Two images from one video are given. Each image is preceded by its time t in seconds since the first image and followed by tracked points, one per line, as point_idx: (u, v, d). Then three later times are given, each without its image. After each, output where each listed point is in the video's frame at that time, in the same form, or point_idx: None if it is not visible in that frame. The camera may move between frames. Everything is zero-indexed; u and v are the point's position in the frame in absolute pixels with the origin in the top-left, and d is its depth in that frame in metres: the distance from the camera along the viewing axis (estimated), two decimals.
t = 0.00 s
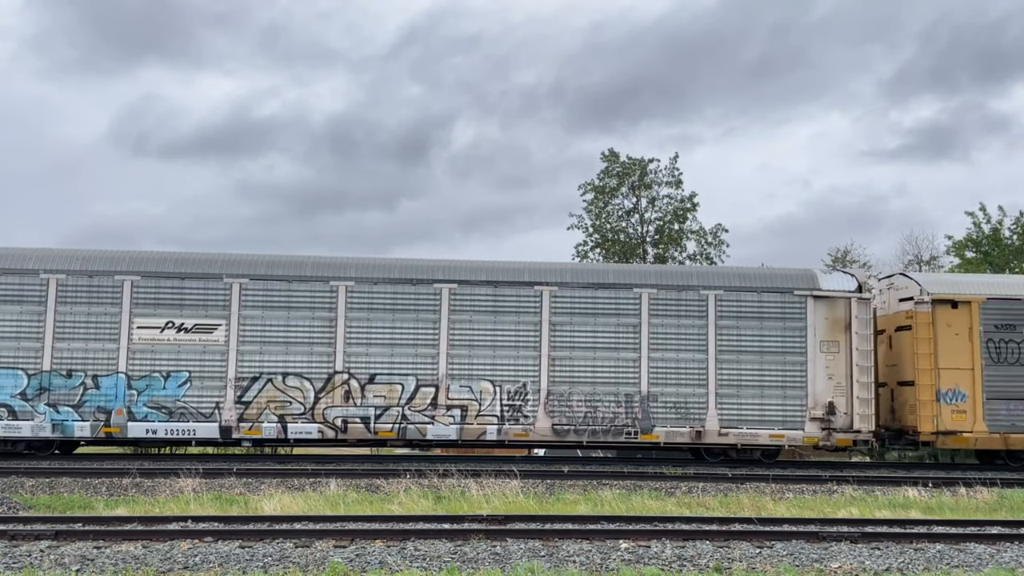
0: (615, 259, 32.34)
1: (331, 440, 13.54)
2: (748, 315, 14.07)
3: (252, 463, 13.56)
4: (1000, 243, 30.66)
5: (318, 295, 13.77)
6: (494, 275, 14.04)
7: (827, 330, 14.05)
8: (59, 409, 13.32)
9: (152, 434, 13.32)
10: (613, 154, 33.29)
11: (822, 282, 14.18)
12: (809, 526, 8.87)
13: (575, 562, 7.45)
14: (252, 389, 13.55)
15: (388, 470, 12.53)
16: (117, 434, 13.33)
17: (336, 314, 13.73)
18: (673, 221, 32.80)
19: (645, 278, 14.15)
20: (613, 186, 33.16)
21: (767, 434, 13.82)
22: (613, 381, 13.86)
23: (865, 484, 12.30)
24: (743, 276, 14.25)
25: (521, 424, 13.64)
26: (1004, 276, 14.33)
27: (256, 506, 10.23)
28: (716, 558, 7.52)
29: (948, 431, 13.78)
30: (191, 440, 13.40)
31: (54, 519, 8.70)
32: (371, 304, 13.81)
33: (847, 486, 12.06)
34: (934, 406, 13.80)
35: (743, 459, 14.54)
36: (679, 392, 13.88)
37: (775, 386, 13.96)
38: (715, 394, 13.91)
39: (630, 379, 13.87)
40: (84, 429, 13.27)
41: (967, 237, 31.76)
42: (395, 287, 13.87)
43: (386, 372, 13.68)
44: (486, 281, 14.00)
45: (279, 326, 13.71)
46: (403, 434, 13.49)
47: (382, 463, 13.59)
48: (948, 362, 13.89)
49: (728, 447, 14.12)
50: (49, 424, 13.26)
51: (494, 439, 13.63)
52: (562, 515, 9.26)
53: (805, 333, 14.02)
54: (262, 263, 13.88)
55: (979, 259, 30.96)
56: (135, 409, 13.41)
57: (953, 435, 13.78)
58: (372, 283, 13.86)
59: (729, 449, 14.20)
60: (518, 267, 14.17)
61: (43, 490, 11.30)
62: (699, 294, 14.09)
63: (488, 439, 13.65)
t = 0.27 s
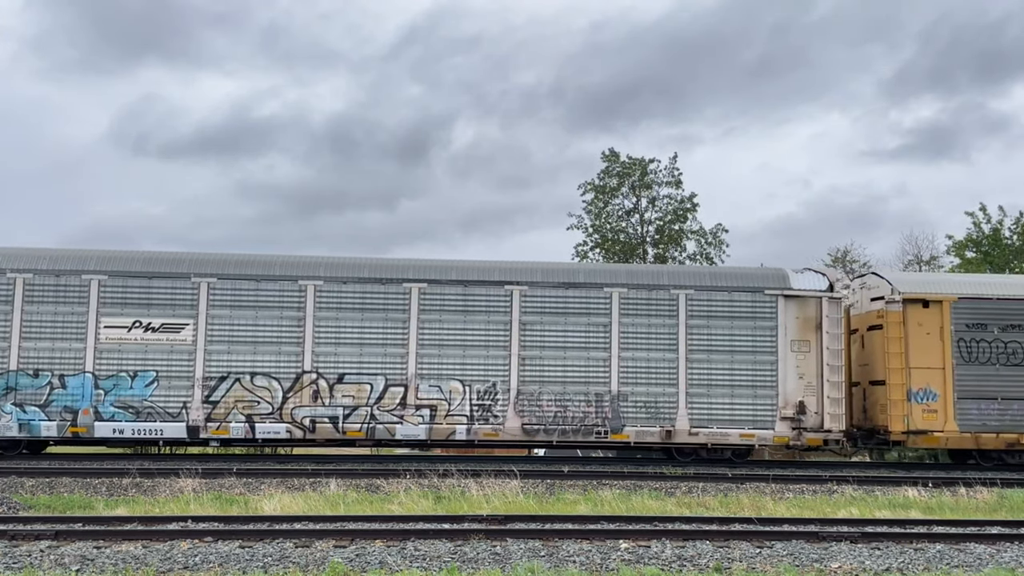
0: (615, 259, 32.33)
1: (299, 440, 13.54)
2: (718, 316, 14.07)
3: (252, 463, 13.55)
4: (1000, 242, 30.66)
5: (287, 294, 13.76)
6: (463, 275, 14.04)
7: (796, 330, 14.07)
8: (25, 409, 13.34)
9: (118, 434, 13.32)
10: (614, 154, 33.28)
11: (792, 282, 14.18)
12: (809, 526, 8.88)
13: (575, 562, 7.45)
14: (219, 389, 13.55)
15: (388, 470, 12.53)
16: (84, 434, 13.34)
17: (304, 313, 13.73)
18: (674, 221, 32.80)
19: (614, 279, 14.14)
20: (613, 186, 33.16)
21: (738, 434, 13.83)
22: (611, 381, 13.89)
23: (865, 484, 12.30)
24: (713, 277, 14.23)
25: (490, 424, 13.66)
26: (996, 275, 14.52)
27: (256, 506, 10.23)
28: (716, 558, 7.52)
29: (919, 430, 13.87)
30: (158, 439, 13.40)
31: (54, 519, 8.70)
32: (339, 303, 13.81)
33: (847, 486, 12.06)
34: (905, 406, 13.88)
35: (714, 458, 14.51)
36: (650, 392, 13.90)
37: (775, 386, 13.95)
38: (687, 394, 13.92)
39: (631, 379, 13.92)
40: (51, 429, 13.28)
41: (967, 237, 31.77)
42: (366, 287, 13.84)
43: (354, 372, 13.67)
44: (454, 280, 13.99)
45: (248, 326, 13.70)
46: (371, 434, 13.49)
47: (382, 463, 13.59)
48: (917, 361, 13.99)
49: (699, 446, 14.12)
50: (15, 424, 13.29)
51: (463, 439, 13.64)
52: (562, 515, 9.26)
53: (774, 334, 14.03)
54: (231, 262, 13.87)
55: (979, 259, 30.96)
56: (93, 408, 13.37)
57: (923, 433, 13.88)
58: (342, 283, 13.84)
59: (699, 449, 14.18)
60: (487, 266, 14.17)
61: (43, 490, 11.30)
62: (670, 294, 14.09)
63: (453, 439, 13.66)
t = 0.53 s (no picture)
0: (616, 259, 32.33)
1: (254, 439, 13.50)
2: (687, 315, 14.07)
3: (252, 463, 13.56)
4: (1001, 242, 30.66)
5: (245, 292, 13.72)
6: (420, 273, 14.05)
7: (767, 329, 14.07)
8: None
9: (78, 434, 13.21)
10: (615, 154, 33.26)
11: (762, 280, 14.23)
12: (809, 526, 8.88)
13: (575, 562, 7.46)
14: (177, 389, 13.43)
15: (388, 470, 12.53)
16: (43, 434, 13.23)
17: (263, 311, 13.69)
18: (675, 221, 32.80)
19: (582, 278, 14.16)
20: (615, 186, 33.17)
21: (711, 432, 13.83)
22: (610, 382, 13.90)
23: (865, 484, 12.31)
24: (683, 276, 14.26)
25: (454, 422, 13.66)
26: (997, 274, 14.53)
27: (256, 506, 10.24)
28: (716, 558, 7.53)
29: (893, 429, 13.82)
30: (117, 439, 13.32)
31: (54, 519, 8.71)
32: (298, 301, 13.77)
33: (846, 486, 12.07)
34: (878, 405, 13.89)
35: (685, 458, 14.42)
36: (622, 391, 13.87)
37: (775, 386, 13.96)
38: (658, 393, 13.92)
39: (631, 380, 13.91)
40: (9, 428, 13.19)
41: (967, 237, 31.77)
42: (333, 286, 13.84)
43: (315, 372, 13.64)
44: (412, 278, 13.99)
45: (205, 324, 13.62)
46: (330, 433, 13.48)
47: (383, 463, 13.59)
48: (889, 360, 14.02)
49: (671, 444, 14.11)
50: None
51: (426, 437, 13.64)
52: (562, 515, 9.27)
53: (746, 333, 14.05)
54: (189, 261, 13.81)
55: (979, 259, 30.96)
56: (52, 411, 13.27)
57: (898, 433, 13.83)
58: (305, 281, 13.83)
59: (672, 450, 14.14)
60: (445, 265, 14.18)
61: (43, 490, 11.31)
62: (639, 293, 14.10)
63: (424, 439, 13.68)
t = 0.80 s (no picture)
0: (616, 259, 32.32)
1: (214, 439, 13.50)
2: (653, 314, 14.07)
3: (252, 463, 13.54)
4: (1001, 242, 30.66)
5: (207, 291, 13.72)
6: (384, 272, 14.07)
7: (732, 329, 14.07)
8: None
9: (39, 433, 13.23)
10: (615, 154, 33.25)
11: (727, 279, 14.22)
12: (809, 526, 8.87)
13: (575, 562, 7.45)
14: (137, 389, 13.42)
15: (388, 470, 12.52)
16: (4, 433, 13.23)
17: (225, 310, 13.69)
18: (675, 221, 32.80)
19: (547, 277, 14.16)
20: (615, 187, 33.17)
21: (675, 431, 13.80)
22: (610, 382, 13.90)
23: (865, 484, 12.30)
24: (648, 275, 14.25)
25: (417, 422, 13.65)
26: (997, 273, 14.52)
27: (256, 506, 10.23)
28: (716, 559, 7.52)
29: (858, 428, 13.83)
30: (77, 438, 13.32)
31: (54, 519, 8.70)
32: (260, 301, 13.77)
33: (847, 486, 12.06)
34: (843, 404, 13.90)
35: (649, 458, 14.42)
36: (587, 391, 13.86)
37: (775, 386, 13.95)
38: (623, 392, 13.90)
39: (631, 380, 13.93)
40: None
41: (967, 237, 31.76)
42: (295, 285, 13.85)
43: (277, 371, 13.64)
44: (375, 277, 14.01)
45: (166, 324, 13.61)
46: (289, 432, 13.48)
47: (382, 463, 13.57)
48: (855, 359, 14.02)
49: (636, 443, 14.08)
50: None
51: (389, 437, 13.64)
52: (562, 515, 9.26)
53: (711, 332, 14.06)
54: (151, 260, 13.79)
55: (979, 259, 30.95)
56: (13, 409, 13.27)
57: (862, 432, 13.84)
58: (268, 280, 13.83)
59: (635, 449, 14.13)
60: (409, 264, 14.20)
61: (43, 490, 11.30)
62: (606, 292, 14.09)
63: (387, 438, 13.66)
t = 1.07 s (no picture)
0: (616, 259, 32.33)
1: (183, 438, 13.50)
2: (624, 313, 14.06)
3: (252, 463, 13.55)
4: (1001, 242, 30.66)
5: (175, 291, 13.66)
6: (354, 271, 14.03)
7: (703, 328, 14.07)
8: None
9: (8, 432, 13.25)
10: (616, 154, 33.23)
11: (698, 279, 14.20)
12: (809, 526, 8.88)
13: (575, 562, 7.46)
14: (104, 389, 13.38)
15: (388, 470, 12.53)
16: None
17: (193, 310, 13.64)
18: (676, 221, 32.81)
19: (517, 276, 14.14)
20: (615, 187, 33.17)
21: (646, 430, 13.81)
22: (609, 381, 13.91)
23: (865, 484, 12.31)
24: (619, 274, 14.24)
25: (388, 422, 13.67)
26: (997, 273, 14.53)
27: (256, 506, 10.24)
28: (716, 558, 7.53)
29: (828, 428, 13.84)
30: (44, 438, 13.31)
31: (54, 519, 8.71)
32: (228, 300, 13.73)
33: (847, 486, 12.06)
34: (813, 403, 13.91)
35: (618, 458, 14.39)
36: (557, 390, 13.86)
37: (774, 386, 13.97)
38: (593, 391, 13.90)
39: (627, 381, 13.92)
40: None
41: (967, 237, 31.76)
42: (264, 285, 13.79)
43: (245, 371, 13.61)
44: (344, 276, 13.97)
45: (134, 323, 13.57)
46: (257, 432, 13.47)
47: (382, 463, 13.59)
48: (826, 359, 14.02)
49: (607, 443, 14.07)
50: None
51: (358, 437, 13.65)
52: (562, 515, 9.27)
53: (682, 331, 14.05)
54: (119, 260, 13.78)
55: (979, 259, 30.95)
56: None
57: (833, 432, 13.85)
58: (236, 279, 13.79)
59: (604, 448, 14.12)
60: (379, 263, 14.17)
61: (43, 490, 11.31)
62: (576, 291, 14.09)
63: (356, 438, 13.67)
